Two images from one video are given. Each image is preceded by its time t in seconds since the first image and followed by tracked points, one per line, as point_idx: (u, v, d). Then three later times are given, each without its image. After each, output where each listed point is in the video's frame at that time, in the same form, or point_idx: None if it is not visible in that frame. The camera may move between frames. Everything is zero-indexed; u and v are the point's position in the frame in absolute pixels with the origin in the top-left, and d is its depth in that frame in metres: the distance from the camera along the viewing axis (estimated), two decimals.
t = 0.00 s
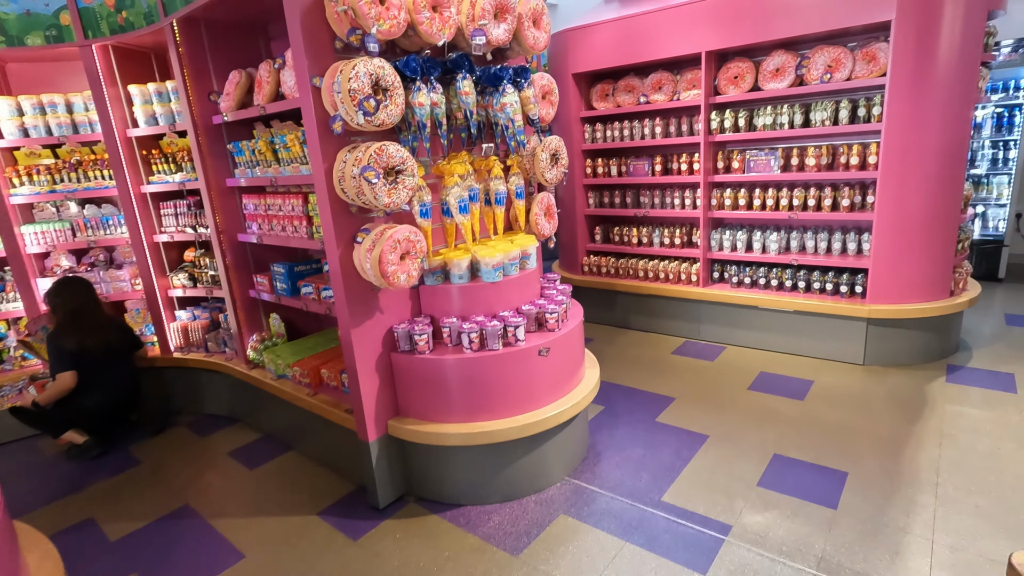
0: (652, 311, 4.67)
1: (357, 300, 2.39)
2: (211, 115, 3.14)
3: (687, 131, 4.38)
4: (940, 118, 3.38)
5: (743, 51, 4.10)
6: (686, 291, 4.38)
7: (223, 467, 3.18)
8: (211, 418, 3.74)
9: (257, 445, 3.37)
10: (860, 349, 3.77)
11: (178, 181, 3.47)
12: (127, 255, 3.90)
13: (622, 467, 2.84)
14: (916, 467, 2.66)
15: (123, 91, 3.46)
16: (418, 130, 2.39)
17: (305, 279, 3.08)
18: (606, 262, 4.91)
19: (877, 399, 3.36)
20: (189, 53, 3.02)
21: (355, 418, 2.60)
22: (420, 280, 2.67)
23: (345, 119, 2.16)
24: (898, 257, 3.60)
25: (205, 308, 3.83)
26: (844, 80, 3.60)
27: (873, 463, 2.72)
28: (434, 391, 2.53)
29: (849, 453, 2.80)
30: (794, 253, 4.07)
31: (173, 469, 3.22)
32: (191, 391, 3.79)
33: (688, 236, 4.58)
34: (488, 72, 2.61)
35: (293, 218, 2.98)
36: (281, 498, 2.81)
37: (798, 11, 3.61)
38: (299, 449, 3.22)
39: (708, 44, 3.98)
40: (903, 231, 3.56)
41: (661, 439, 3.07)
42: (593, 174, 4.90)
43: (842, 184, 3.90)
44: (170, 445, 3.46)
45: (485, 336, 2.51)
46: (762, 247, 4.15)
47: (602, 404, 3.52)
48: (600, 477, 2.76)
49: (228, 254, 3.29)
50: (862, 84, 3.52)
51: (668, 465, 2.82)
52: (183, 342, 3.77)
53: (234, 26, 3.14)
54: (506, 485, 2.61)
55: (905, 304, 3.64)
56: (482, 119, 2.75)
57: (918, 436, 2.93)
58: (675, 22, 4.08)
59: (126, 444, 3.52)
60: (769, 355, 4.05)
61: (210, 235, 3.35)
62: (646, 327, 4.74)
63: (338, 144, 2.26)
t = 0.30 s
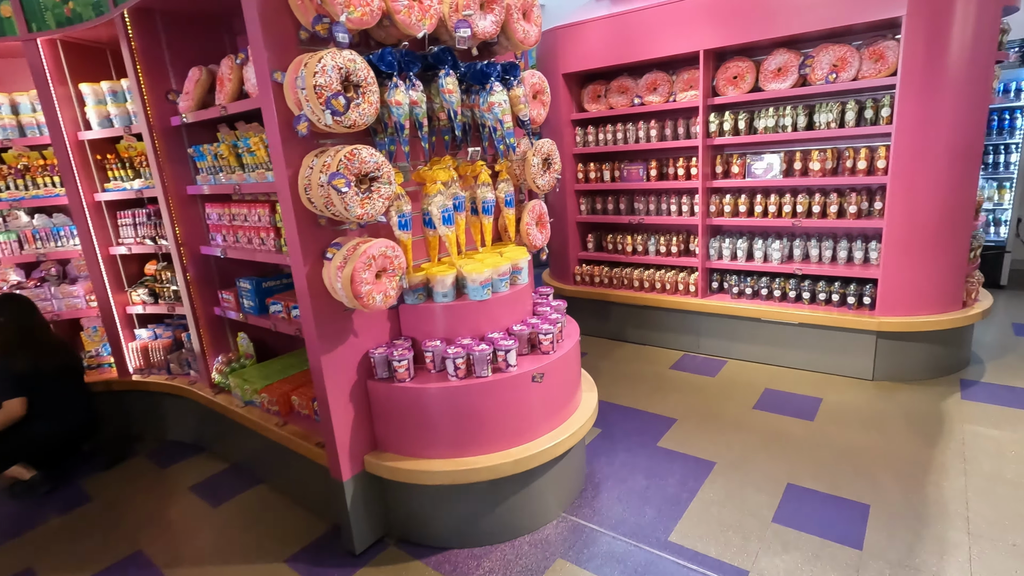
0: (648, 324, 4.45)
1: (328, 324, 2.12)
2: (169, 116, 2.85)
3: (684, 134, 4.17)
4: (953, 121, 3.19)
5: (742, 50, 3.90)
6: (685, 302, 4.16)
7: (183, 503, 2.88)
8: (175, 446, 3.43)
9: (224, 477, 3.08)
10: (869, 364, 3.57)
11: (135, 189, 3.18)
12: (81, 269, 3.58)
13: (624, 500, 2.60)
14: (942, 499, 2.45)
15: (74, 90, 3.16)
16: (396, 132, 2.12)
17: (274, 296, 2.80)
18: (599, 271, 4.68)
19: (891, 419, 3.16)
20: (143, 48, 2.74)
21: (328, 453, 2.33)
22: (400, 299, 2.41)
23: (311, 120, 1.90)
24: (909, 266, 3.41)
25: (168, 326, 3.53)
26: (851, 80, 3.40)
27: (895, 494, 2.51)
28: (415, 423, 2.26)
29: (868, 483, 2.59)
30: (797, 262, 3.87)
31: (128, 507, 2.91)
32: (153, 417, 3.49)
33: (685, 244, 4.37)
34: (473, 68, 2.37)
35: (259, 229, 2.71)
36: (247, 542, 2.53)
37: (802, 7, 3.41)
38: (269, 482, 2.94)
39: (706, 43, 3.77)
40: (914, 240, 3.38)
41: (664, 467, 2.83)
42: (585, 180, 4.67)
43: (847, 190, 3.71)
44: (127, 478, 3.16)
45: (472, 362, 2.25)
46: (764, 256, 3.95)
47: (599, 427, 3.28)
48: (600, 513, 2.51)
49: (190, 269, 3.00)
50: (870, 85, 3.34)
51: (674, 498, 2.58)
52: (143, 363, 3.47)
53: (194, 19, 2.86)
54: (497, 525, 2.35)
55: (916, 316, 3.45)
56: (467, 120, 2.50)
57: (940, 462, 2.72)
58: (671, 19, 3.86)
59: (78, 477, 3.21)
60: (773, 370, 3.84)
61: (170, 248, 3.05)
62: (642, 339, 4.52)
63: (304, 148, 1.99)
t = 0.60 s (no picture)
0: (634, 341, 4.26)
1: (282, 360, 1.88)
2: (112, 124, 2.59)
3: (670, 144, 4.01)
4: (949, 133, 3.07)
5: (729, 57, 3.76)
6: (672, 319, 3.99)
7: (127, 552, 2.60)
8: (123, 484, 3.13)
9: (174, 520, 2.79)
10: (865, 384, 3.42)
11: (77, 204, 2.90)
12: (19, 290, 3.27)
13: (614, 544, 2.39)
14: (953, 537, 2.29)
15: (8, 95, 2.87)
16: (359, 144, 1.91)
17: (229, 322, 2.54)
18: (583, 287, 4.49)
19: (891, 444, 3.00)
20: (80, 49, 2.47)
21: (285, 503, 2.08)
22: (367, 328, 2.17)
23: (260, 131, 1.66)
24: (904, 282, 3.28)
25: (117, 352, 3.23)
26: (843, 89, 3.27)
27: (903, 531, 2.35)
28: (383, 468, 2.03)
29: (874, 519, 2.42)
30: (788, 278, 3.73)
31: (64, 558, 2.61)
32: (99, 452, 3.19)
33: (672, 258, 4.21)
34: (447, 74, 2.16)
35: (211, 249, 2.45)
36: None
37: (792, 13, 3.28)
38: (224, 527, 2.66)
39: (693, 50, 3.62)
40: (910, 257, 3.25)
41: (656, 503, 2.63)
42: (567, 191, 4.49)
43: (839, 203, 3.58)
44: (67, 523, 2.85)
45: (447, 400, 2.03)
46: (754, 271, 3.80)
47: (585, 457, 3.07)
48: (588, 560, 2.30)
49: (135, 292, 2.73)
50: (863, 94, 3.21)
51: (668, 540, 2.38)
52: (88, 393, 3.16)
53: (140, 19, 2.61)
54: None
55: (912, 334, 3.32)
56: (440, 130, 2.29)
57: (946, 494, 2.57)
58: (656, 25, 3.71)
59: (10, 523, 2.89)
60: (765, 390, 3.68)
61: (114, 268, 2.77)
62: (628, 357, 4.34)
63: (253, 164, 1.76)
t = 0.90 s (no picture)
0: (621, 357, 4.06)
1: (219, 398, 1.65)
2: (43, 128, 2.34)
3: (658, 152, 3.82)
4: (951, 142, 2.91)
5: (719, 61, 3.59)
6: (661, 335, 3.79)
7: None
8: (63, 522, 2.86)
9: (115, 565, 2.53)
10: (863, 405, 3.25)
11: (9, 215, 2.63)
12: None
13: None
14: None
15: None
16: (306, 152, 1.69)
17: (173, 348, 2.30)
18: (568, 300, 4.29)
19: (893, 471, 2.82)
20: (6, 45, 2.22)
21: (226, 557, 1.83)
22: (321, 357, 1.94)
23: (185, 136, 1.44)
24: (904, 297, 3.11)
25: (59, 376, 2.96)
26: (840, 94, 3.10)
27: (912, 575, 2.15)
28: (337, 518, 1.79)
29: (880, 561, 2.22)
30: (782, 292, 3.55)
31: None
32: (37, 486, 2.91)
33: (660, 270, 4.02)
34: (410, 74, 1.94)
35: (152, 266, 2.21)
36: None
37: (786, 14, 3.11)
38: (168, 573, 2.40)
39: (682, 52, 3.43)
40: (910, 272, 3.08)
41: (645, 542, 2.42)
42: (551, 200, 4.29)
43: (835, 213, 3.41)
44: None
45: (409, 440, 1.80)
46: (746, 284, 3.62)
47: (568, 488, 2.85)
48: None
49: (71, 313, 2.46)
50: (860, 100, 3.04)
51: None
52: (25, 423, 2.89)
53: (76, 14, 2.36)
54: None
55: (912, 353, 3.15)
56: (406, 136, 2.07)
57: (956, 529, 2.38)
58: (642, 26, 3.52)
59: None
60: (759, 411, 3.49)
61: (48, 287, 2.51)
62: (614, 374, 4.13)
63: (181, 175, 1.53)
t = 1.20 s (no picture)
0: (608, 369, 3.90)
1: (149, 433, 1.46)
2: None
3: (645, 156, 3.68)
4: (948, 146, 2.78)
5: (708, 61, 3.45)
6: (649, 347, 3.64)
7: None
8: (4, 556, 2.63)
9: None
10: (859, 419, 3.11)
11: None
12: None
13: None
14: None
15: None
16: (249, 155, 1.50)
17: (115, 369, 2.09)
18: (553, 309, 4.12)
19: (892, 491, 2.68)
20: None
21: None
22: (273, 382, 1.75)
23: (101, 137, 1.25)
24: (900, 307, 2.98)
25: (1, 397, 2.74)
26: (833, 96, 2.97)
27: None
28: (288, 564, 1.60)
29: None
30: (774, 301, 3.41)
31: None
32: None
33: (648, 278, 3.87)
34: (371, 70, 1.77)
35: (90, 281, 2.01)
36: None
37: (776, 12, 2.97)
38: None
39: (669, 52, 3.29)
40: (907, 281, 2.95)
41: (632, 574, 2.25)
42: (534, 206, 4.13)
43: (828, 220, 3.29)
44: None
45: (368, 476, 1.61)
46: (736, 293, 3.48)
47: (550, 513, 2.68)
48: None
49: (5, 332, 2.25)
50: (854, 102, 2.92)
51: None
52: None
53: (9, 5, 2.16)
54: None
55: (909, 365, 3.01)
56: (369, 139, 1.90)
57: (961, 556, 2.24)
58: (627, 24, 3.37)
59: None
60: (751, 426, 3.35)
61: None
62: (601, 387, 3.97)
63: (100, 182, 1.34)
